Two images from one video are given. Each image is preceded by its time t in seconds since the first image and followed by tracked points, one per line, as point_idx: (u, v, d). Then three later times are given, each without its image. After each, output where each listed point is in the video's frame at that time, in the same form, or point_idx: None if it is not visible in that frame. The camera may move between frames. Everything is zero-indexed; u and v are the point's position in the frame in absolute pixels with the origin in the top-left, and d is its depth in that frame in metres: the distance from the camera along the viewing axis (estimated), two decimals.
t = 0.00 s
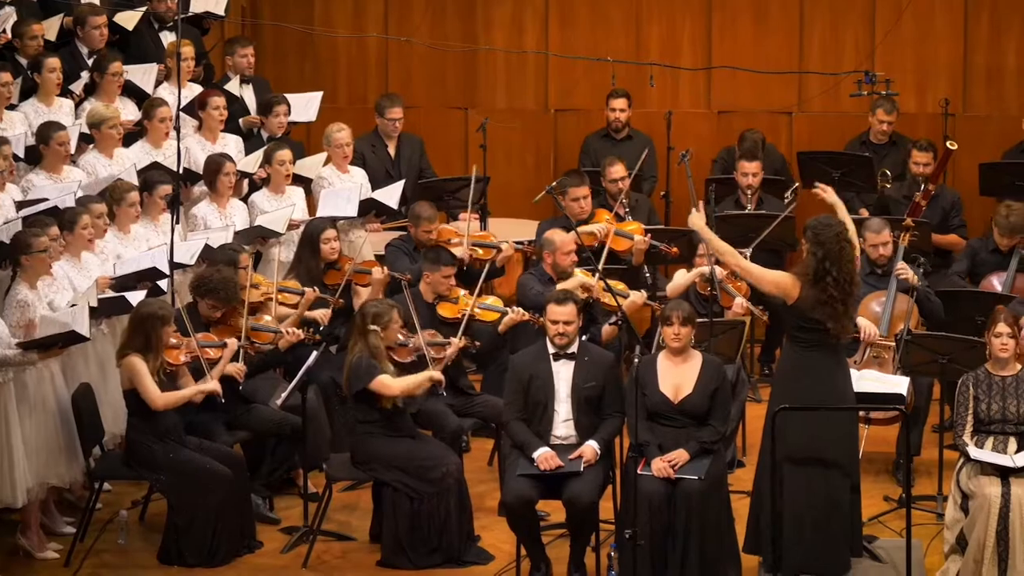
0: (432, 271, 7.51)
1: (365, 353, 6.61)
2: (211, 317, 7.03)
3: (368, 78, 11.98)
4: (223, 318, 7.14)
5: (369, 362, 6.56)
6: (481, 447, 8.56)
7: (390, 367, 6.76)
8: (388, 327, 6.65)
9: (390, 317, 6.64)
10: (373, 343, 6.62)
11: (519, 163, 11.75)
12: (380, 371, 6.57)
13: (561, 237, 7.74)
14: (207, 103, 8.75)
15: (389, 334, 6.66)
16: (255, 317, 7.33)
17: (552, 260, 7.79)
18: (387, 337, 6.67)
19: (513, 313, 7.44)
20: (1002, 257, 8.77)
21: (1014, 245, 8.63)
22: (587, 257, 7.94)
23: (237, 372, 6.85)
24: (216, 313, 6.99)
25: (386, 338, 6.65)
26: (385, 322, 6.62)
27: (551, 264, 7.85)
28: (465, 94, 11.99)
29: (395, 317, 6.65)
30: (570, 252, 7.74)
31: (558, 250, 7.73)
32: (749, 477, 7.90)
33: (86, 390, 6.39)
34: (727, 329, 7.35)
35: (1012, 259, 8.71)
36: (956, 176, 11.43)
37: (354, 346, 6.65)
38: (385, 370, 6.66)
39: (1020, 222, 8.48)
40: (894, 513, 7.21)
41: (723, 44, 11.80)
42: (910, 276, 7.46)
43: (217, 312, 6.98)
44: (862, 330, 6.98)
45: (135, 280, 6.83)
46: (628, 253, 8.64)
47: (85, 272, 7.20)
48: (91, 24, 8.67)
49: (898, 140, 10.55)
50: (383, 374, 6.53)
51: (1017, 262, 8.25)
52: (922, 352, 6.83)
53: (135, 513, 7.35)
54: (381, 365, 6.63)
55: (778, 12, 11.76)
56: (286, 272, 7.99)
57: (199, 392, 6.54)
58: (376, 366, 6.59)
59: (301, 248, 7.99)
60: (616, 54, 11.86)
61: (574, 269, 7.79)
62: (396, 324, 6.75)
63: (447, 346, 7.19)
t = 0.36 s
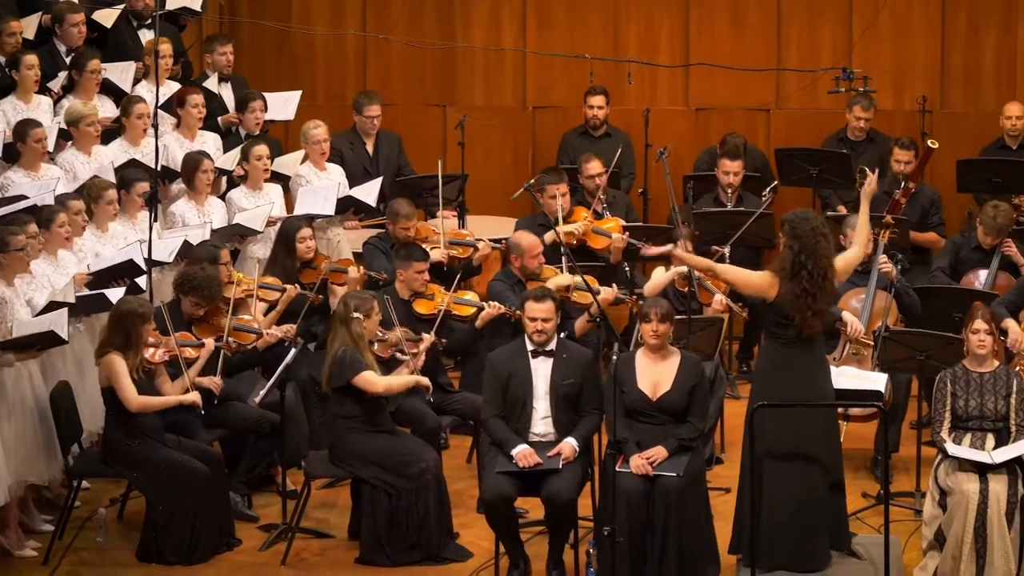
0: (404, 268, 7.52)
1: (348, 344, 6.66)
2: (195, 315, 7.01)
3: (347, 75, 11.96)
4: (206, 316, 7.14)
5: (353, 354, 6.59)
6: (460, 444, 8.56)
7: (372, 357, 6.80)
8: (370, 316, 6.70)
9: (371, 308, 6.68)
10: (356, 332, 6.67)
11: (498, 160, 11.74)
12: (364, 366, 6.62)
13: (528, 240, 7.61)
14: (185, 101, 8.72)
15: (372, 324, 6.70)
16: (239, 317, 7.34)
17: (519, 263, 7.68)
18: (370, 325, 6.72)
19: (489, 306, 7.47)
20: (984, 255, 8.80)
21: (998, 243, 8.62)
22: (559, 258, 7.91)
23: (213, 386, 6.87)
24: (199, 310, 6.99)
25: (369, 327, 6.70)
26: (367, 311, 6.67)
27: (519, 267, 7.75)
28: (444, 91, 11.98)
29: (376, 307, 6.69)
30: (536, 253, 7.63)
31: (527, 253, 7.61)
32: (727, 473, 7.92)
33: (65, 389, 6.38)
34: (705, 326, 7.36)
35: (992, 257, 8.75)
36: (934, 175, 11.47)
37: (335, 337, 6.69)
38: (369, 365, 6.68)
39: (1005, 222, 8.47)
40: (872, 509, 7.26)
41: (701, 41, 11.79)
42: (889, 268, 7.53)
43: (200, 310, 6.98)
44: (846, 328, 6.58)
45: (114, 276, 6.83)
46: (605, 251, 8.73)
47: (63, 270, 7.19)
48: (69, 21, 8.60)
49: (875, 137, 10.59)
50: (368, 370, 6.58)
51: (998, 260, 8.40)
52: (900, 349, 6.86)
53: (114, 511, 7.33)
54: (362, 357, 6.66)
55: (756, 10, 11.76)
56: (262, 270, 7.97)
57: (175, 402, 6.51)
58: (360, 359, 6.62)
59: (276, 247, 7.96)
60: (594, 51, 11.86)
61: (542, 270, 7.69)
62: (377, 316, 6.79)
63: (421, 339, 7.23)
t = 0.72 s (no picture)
0: (388, 272, 7.57)
1: (342, 343, 6.66)
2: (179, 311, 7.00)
3: (325, 71, 11.96)
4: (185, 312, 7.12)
5: (353, 355, 6.60)
6: (439, 440, 8.56)
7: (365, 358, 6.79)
8: (366, 317, 6.70)
9: (368, 311, 6.68)
10: (351, 332, 6.67)
11: (476, 155, 11.67)
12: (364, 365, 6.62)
13: (495, 240, 7.67)
14: (162, 98, 8.69)
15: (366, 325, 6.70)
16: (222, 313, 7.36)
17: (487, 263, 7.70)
18: (365, 326, 6.72)
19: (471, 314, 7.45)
20: (962, 251, 8.85)
21: (977, 239, 8.64)
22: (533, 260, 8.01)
23: (197, 365, 6.94)
24: (181, 306, 6.96)
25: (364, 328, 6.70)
26: (363, 313, 6.66)
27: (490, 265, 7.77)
28: (422, 88, 11.97)
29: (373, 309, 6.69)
30: (505, 253, 7.68)
31: (495, 253, 7.66)
32: (706, 469, 7.95)
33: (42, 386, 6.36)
34: (683, 322, 7.39)
35: (971, 252, 8.79)
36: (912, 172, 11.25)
37: (328, 335, 6.68)
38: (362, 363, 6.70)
39: (984, 217, 8.52)
40: (850, 505, 7.29)
41: (679, 38, 11.82)
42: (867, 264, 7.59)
43: (181, 305, 6.97)
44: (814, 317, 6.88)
45: (92, 273, 6.80)
46: (582, 248, 8.74)
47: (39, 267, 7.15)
48: (47, 17, 8.55)
49: (853, 133, 10.62)
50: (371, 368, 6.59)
51: (977, 257, 8.44)
52: (878, 344, 6.89)
53: (92, 508, 7.32)
54: (357, 355, 6.67)
55: (734, 6, 11.76)
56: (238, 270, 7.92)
57: (157, 387, 6.49)
58: (358, 360, 6.64)
59: (251, 246, 7.93)
60: (572, 48, 11.84)
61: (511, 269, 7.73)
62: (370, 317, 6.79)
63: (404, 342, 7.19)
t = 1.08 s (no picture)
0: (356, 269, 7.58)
1: (315, 346, 6.67)
2: (156, 304, 7.05)
3: (300, 66, 11.92)
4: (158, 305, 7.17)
5: (322, 360, 6.60)
6: (415, 436, 8.56)
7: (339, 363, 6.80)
8: (344, 326, 6.71)
9: (347, 318, 6.69)
10: (326, 339, 6.68)
11: (452, 151, 11.67)
12: (332, 372, 6.63)
13: (463, 236, 7.60)
14: (136, 94, 8.66)
15: (343, 332, 6.71)
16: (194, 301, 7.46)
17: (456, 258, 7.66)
18: (341, 334, 6.73)
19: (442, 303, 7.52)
20: (936, 245, 8.90)
21: (949, 232, 8.69)
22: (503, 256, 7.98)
23: (184, 358, 6.95)
24: (157, 300, 7.02)
25: (340, 335, 6.71)
26: (340, 321, 6.68)
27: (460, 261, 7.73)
28: (398, 83, 11.93)
29: (352, 317, 6.70)
30: (473, 248, 7.63)
31: (462, 249, 7.60)
32: (682, 464, 7.98)
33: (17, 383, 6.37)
34: (658, 317, 7.40)
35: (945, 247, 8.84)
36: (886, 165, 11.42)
37: (304, 337, 6.70)
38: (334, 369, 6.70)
39: (956, 209, 8.53)
40: (827, 500, 7.33)
41: (654, 34, 11.80)
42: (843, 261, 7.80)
43: (158, 298, 7.01)
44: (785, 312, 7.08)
45: (66, 270, 6.80)
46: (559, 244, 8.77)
47: (13, 262, 7.12)
48: (22, 13, 8.56)
49: (828, 128, 10.65)
50: (336, 375, 6.59)
51: (950, 251, 8.37)
52: (853, 339, 6.93)
53: (68, 504, 7.30)
54: (329, 362, 6.67)
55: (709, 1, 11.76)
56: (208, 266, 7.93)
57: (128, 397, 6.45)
58: (327, 364, 6.64)
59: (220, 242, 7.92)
60: (548, 43, 11.82)
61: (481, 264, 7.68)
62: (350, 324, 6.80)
63: (387, 345, 7.26)
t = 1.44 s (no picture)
0: (331, 256, 7.55)
1: (274, 336, 6.63)
2: (129, 293, 7.00)
3: (274, 60, 11.89)
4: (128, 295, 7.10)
5: (277, 350, 6.57)
6: (390, 429, 8.57)
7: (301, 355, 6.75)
8: (301, 310, 6.69)
9: (303, 301, 6.67)
10: (283, 324, 6.65)
11: (426, 143, 11.64)
12: (286, 365, 6.58)
13: (434, 229, 7.71)
14: (109, 87, 8.63)
15: (301, 317, 6.69)
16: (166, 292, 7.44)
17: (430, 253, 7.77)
18: (299, 319, 6.70)
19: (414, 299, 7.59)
20: (908, 238, 8.93)
21: (920, 221, 8.75)
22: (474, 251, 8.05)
23: (156, 367, 6.88)
24: (132, 288, 6.97)
25: (298, 321, 6.68)
26: (297, 305, 6.66)
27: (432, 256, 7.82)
28: (372, 76, 11.91)
29: (309, 301, 6.68)
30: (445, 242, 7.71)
31: (434, 242, 7.69)
32: (656, 457, 8.01)
33: None
34: (633, 310, 7.42)
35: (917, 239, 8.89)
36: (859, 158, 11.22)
37: (263, 328, 6.66)
38: (292, 361, 6.66)
39: (924, 196, 8.62)
40: (801, 492, 7.37)
41: (629, 27, 11.71)
42: (815, 253, 7.62)
43: (134, 287, 6.96)
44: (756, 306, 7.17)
45: (40, 265, 6.78)
46: (531, 239, 8.81)
47: None
48: None
49: (802, 121, 10.69)
50: (288, 370, 6.56)
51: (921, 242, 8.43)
52: (828, 331, 6.98)
53: (42, 498, 7.29)
54: (286, 350, 6.64)
55: None
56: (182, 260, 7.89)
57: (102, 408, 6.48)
58: (284, 356, 6.60)
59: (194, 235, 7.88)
60: (522, 36, 11.80)
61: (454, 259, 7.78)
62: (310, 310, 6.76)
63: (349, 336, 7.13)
